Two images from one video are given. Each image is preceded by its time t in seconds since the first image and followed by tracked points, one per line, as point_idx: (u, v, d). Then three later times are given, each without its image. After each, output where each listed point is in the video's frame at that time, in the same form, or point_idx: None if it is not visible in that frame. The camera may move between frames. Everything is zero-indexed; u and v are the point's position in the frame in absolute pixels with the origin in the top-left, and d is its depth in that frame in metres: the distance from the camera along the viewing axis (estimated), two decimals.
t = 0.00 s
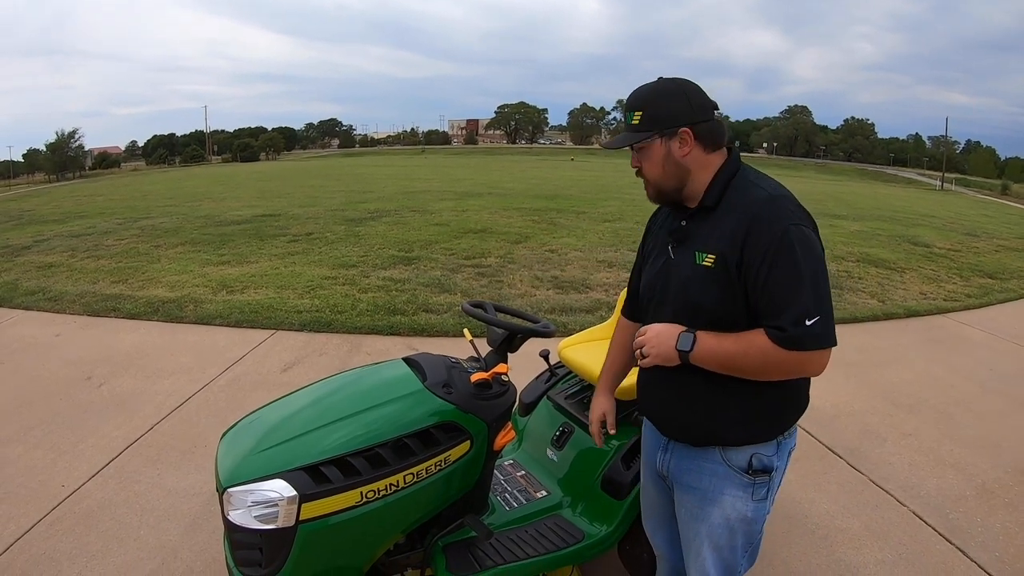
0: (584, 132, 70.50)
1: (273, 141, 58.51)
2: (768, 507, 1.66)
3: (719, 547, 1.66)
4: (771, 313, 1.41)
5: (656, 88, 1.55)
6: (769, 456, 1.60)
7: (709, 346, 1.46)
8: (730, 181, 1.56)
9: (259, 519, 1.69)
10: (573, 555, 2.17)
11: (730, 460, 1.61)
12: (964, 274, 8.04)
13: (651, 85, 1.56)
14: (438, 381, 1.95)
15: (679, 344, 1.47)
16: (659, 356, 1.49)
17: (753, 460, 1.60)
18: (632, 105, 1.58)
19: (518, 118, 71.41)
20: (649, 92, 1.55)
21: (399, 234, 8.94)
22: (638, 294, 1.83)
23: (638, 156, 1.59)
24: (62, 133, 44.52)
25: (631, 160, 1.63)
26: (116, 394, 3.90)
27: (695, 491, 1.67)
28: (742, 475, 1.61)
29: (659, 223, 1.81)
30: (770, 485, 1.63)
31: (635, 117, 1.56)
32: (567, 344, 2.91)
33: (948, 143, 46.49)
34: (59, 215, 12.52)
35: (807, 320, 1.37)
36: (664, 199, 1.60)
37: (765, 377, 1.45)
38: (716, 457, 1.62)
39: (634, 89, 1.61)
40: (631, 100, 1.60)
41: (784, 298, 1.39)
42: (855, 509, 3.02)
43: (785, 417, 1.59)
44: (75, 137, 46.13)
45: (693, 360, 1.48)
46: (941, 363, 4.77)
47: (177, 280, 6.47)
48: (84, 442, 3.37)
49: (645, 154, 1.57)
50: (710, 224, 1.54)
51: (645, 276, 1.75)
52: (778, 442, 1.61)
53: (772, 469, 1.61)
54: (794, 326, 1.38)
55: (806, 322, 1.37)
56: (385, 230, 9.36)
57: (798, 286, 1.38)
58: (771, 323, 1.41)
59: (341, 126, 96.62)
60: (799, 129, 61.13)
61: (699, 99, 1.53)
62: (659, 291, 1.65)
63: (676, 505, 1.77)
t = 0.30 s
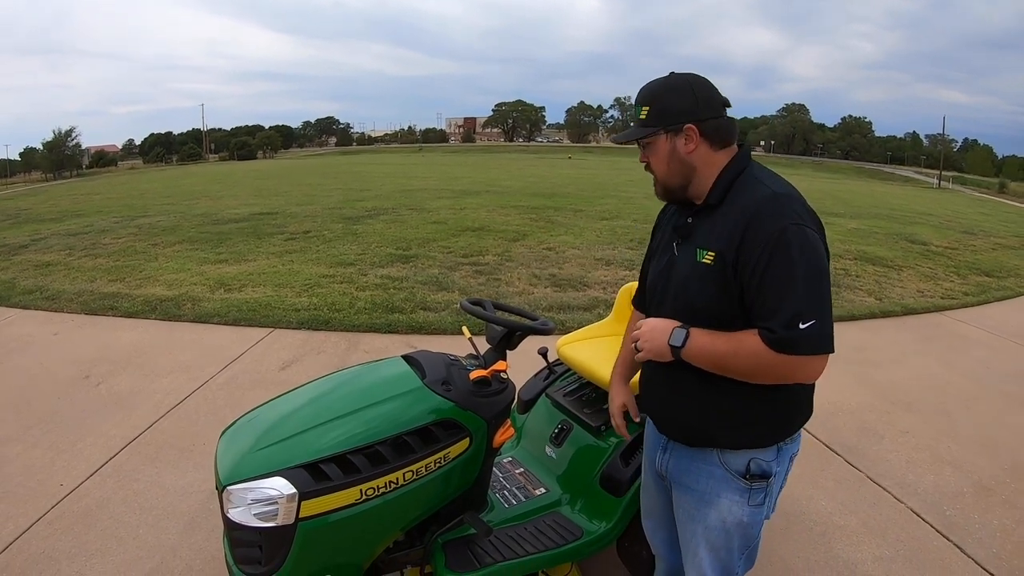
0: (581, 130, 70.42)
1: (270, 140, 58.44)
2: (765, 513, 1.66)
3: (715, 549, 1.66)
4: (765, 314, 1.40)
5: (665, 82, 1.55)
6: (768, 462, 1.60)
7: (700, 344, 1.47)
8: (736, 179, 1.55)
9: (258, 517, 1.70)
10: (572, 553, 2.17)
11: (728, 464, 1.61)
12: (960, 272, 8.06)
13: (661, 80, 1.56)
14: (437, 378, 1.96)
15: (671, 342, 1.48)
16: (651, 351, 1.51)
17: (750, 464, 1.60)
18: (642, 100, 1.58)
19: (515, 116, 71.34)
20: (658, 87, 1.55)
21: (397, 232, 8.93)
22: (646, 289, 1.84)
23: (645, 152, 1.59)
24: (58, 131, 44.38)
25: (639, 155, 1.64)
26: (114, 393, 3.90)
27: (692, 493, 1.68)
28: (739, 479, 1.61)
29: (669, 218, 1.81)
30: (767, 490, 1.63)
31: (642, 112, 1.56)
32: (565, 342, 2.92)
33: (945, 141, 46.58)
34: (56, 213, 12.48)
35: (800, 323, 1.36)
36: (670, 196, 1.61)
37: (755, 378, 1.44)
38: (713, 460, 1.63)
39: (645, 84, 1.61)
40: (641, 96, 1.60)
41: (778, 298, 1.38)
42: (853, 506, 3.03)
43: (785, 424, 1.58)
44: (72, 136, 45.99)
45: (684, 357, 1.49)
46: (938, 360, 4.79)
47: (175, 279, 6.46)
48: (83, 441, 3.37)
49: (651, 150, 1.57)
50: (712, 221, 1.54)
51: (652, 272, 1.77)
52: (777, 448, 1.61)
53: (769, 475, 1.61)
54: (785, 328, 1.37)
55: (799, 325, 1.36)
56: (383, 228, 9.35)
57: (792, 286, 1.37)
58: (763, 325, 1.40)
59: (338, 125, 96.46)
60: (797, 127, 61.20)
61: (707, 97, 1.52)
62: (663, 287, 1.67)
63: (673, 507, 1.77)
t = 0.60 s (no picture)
0: (578, 129, 70.42)
1: (267, 139, 58.38)
2: (768, 521, 1.66)
3: (716, 554, 1.67)
4: (785, 323, 1.41)
5: (699, 69, 1.54)
6: (771, 470, 1.60)
7: (712, 348, 1.47)
8: (760, 179, 1.54)
9: (256, 517, 1.70)
10: (570, 552, 2.17)
11: (731, 471, 1.62)
12: (957, 271, 8.07)
13: (696, 67, 1.55)
14: (435, 377, 1.96)
15: (681, 345, 1.48)
16: (660, 352, 1.51)
17: (753, 472, 1.60)
18: (674, 85, 1.58)
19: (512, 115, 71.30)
20: (692, 73, 1.55)
21: (394, 231, 8.92)
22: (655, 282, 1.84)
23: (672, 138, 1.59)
24: (54, 131, 44.25)
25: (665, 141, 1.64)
26: (111, 394, 3.89)
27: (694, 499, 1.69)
28: (742, 487, 1.61)
29: (684, 212, 1.81)
30: (771, 498, 1.63)
31: (673, 97, 1.56)
32: (563, 340, 2.92)
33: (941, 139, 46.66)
34: (53, 213, 12.45)
35: (822, 335, 1.36)
36: (691, 187, 1.61)
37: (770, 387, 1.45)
38: (716, 467, 1.63)
39: (679, 70, 1.60)
40: (673, 81, 1.60)
41: (800, 307, 1.38)
42: (851, 504, 3.04)
43: (790, 433, 1.58)
44: (68, 135, 45.89)
45: (694, 360, 1.49)
46: (934, 359, 4.80)
47: (172, 278, 6.45)
48: (80, 442, 3.36)
49: (678, 136, 1.57)
50: (732, 220, 1.54)
51: (663, 264, 1.77)
52: (781, 456, 1.61)
53: (773, 482, 1.61)
54: (808, 339, 1.37)
55: (821, 336, 1.36)
56: (379, 227, 9.34)
57: (815, 297, 1.36)
58: (784, 334, 1.40)
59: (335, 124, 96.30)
60: (794, 127, 61.30)
61: (743, 91, 1.51)
62: (676, 280, 1.67)
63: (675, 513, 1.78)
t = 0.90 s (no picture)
0: (574, 129, 70.46)
1: (262, 139, 58.26)
2: (774, 530, 1.67)
3: (721, 562, 1.67)
4: (815, 332, 1.39)
5: (726, 63, 1.55)
6: (778, 479, 1.61)
7: (745, 355, 1.41)
8: (780, 182, 1.54)
9: (252, 518, 1.69)
10: (566, 552, 2.18)
11: (738, 482, 1.62)
12: (952, 270, 8.10)
13: (724, 60, 1.55)
14: (430, 378, 1.96)
15: (711, 350, 1.41)
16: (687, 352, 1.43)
17: (760, 482, 1.60)
18: (700, 76, 1.59)
19: (508, 115, 71.31)
20: (719, 65, 1.55)
21: (389, 231, 8.92)
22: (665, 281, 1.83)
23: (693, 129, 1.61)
24: (48, 133, 44.10)
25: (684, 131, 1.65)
26: (106, 395, 3.87)
27: (699, 509, 1.69)
28: (749, 497, 1.62)
29: (698, 210, 1.80)
30: (777, 508, 1.64)
31: (697, 87, 1.57)
32: (556, 339, 2.92)
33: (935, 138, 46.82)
34: (47, 214, 12.41)
35: (855, 345, 1.35)
36: (703, 181, 1.63)
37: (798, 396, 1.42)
38: (722, 477, 1.63)
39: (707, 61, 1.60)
40: (701, 71, 1.61)
41: (829, 316, 1.37)
42: (848, 503, 3.05)
43: (797, 442, 1.58)
44: (62, 136, 45.74)
45: (723, 364, 1.42)
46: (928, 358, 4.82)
47: (166, 279, 6.44)
48: (75, 443, 3.35)
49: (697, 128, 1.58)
50: (753, 224, 1.54)
51: (674, 263, 1.77)
52: (789, 465, 1.61)
53: (779, 492, 1.62)
54: (846, 349, 1.35)
55: (854, 346, 1.35)
56: (375, 227, 9.34)
57: (844, 306, 1.36)
58: (818, 341, 1.38)
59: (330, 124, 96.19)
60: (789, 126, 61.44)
61: (771, 93, 1.51)
62: (691, 281, 1.66)
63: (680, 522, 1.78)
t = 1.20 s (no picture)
0: (568, 130, 70.52)
1: (256, 140, 58.17)
2: (780, 535, 1.69)
3: (726, 568, 1.68)
4: (833, 335, 1.37)
5: (758, 59, 1.55)
6: (786, 487, 1.62)
7: (777, 352, 1.35)
8: (795, 186, 1.54)
9: (246, 520, 1.69)
10: (562, 552, 2.18)
11: (746, 490, 1.62)
12: (944, 268, 8.15)
13: (756, 56, 1.56)
14: (424, 379, 1.96)
15: (742, 340, 1.34)
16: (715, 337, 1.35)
17: (769, 490, 1.61)
18: (728, 67, 1.58)
19: (502, 115, 71.35)
20: (751, 60, 1.55)
21: (383, 232, 8.91)
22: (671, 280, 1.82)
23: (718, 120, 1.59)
24: (41, 134, 43.92)
25: (704, 122, 1.63)
26: (101, 397, 3.86)
27: (705, 518, 1.68)
28: (757, 506, 1.62)
29: (706, 210, 1.79)
30: (784, 515, 1.65)
31: (728, 78, 1.56)
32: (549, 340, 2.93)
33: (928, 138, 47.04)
34: (40, 216, 12.36)
35: (875, 352, 1.35)
36: (722, 175, 1.61)
37: (820, 399, 1.39)
38: (730, 486, 1.63)
39: (735, 54, 1.60)
40: (729, 63, 1.60)
41: (848, 322, 1.35)
42: (842, 502, 3.06)
43: (804, 449, 1.59)
44: (56, 137, 45.58)
45: (750, 357, 1.36)
46: (921, 356, 4.84)
47: (160, 281, 6.42)
48: (69, 446, 3.33)
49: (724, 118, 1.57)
50: (768, 226, 1.53)
51: (682, 263, 1.76)
52: (796, 473, 1.62)
53: (787, 499, 1.63)
54: (873, 355, 1.34)
55: (874, 353, 1.35)
56: (369, 228, 9.33)
57: (863, 313, 1.35)
58: (843, 344, 1.36)
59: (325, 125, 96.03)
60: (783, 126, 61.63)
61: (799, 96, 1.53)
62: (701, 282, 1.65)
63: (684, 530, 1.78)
